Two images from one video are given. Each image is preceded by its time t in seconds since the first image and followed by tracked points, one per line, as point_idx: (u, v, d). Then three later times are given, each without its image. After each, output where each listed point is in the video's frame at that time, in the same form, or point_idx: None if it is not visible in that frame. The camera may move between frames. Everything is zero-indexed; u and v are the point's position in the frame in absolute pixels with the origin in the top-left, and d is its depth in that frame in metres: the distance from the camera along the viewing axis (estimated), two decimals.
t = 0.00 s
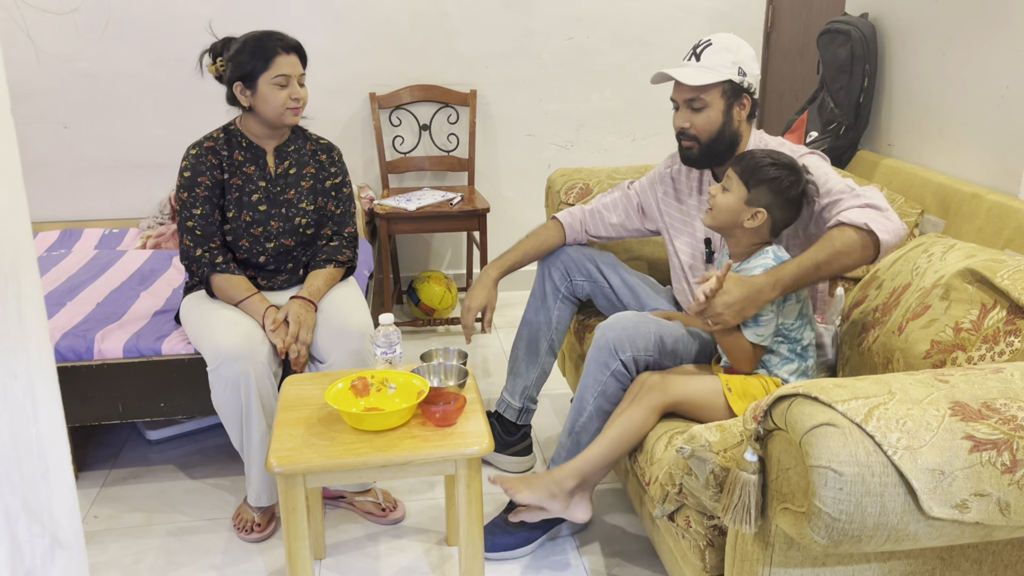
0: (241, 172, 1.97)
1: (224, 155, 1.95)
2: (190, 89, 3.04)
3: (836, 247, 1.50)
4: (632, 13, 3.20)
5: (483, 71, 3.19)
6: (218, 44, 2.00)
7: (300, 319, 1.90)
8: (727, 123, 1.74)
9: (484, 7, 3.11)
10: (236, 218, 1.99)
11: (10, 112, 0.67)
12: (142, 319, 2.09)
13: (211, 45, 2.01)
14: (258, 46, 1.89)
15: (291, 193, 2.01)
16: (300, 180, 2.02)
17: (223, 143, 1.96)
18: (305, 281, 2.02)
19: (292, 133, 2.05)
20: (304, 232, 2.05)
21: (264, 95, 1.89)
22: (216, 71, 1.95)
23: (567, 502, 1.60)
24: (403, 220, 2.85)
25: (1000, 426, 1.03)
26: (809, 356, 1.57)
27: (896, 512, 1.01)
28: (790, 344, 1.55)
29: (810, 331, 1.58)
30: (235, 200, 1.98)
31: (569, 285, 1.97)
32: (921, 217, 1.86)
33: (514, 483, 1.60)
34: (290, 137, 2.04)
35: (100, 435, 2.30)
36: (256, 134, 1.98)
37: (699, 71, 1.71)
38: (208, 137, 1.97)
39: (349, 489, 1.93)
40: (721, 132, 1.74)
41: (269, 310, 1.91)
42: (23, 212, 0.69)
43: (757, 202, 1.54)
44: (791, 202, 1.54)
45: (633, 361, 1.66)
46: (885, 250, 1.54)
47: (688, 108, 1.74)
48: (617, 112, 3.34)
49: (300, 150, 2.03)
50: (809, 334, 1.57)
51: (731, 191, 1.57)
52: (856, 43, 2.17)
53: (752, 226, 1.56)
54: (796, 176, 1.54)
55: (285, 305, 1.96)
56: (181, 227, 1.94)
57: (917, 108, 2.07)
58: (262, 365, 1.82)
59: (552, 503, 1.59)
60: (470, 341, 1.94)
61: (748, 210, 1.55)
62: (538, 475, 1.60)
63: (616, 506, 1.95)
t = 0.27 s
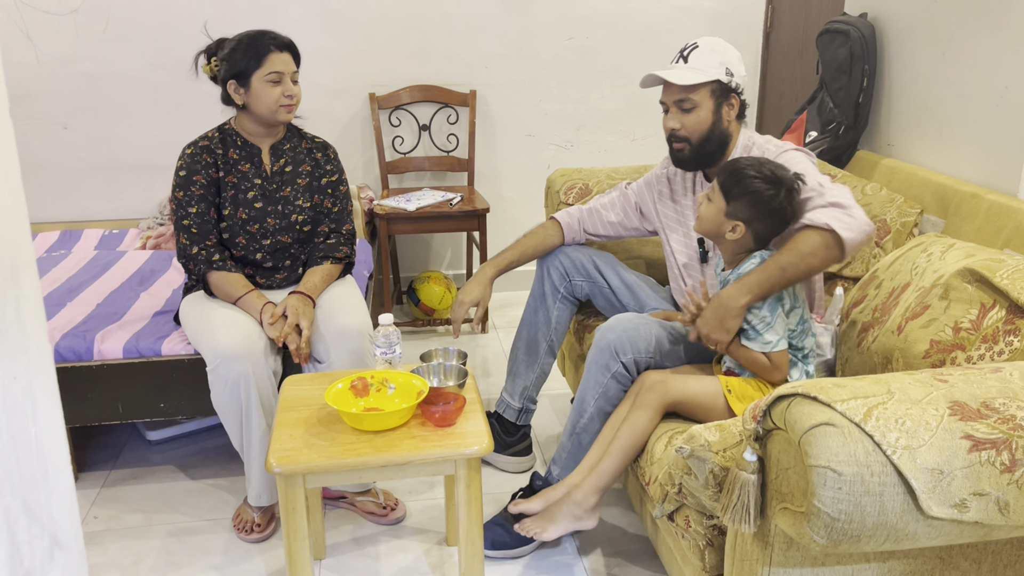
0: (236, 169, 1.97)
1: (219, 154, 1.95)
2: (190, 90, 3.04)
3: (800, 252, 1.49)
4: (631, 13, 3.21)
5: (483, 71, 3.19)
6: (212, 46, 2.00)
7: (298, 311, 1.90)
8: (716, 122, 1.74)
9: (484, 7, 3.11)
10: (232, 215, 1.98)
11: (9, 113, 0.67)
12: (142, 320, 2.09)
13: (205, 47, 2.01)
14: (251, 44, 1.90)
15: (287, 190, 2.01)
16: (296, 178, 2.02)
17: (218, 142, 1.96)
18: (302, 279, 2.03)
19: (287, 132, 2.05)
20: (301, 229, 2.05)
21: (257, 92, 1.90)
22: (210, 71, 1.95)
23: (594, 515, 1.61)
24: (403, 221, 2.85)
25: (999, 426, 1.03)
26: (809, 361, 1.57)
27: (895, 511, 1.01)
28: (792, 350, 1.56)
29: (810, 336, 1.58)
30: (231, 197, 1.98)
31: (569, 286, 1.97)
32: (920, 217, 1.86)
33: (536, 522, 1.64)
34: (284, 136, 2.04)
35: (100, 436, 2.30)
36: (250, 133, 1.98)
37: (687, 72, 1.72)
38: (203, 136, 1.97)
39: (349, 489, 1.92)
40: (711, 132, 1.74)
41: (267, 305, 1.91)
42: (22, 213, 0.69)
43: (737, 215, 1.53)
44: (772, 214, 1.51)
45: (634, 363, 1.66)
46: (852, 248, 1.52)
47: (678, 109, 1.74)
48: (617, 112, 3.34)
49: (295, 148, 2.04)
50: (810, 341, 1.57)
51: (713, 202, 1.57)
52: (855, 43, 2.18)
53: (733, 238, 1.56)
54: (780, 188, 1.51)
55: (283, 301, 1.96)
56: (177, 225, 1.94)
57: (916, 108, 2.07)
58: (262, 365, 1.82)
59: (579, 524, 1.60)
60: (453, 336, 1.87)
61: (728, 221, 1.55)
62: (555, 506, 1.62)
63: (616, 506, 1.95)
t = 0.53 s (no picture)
0: (234, 170, 1.97)
1: (217, 155, 1.95)
2: (189, 91, 3.05)
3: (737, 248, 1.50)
4: (630, 13, 3.21)
5: (482, 72, 3.19)
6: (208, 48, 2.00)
7: (295, 311, 1.90)
8: (701, 128, 1.74)
9: (483, 8, 3.11)
10: (230, 216, 1.98)
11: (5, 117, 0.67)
12: (141, 321, 2.09)
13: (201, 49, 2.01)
14: (246, 45, 1.90)
15: (285, 190, 2.01)
16: (294, 178, 2.02)
17: (216, 143, 1.96)
18: (301, 278, 2.03)
19: (284, 132, 2.05)
20: (300, 228, 2.06)
21: (253, 94, 1.90)
22: (206, 73, 1.95)
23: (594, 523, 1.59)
24: (402, 222, 2.85)
25: (997, 426, 1.03)
26: (804, 367, 1.55)
27: (892, 512, 1.01)
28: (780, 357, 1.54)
29: (802, 340, 1.55)
30: (229, 198, 1.98)
31: (568, 286, 1.97)
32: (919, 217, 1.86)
33: (535, 525, 1.63)
34: (282, 136, 2.04)
35: (99, 437, 2.30)
36: (249, 134, 1.98)
37: (671, 78, 1.70)
38: (201, 138, 1.97)
39: (349, 490, 1.92)
40: (697, 138, 1.74)
41: (264, 305, 1.91)
42: (18, 216, 0.69)
43: (705, 220, 1.53)
44: (739, 214, 1.53)
45: (632, 362, 1.66)
46: (789, 250, 1.51)
47: (662, 116, 1.73)
48: (616, 112, 3.34)
49: (293, 149, 2.04)
50: (800, 345, 1.55)
51: (682, 210, 1.56)
52: (854, 43, 2.17)
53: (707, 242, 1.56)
54: (744, 187, 1.53)
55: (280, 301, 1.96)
56: (176, 227, 1.94)
57: (914, 108, 2.07)
58: (261, 366, 1.82)
59: (578, 531, 1.59)
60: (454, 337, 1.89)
61: (699, 228, 1.55)
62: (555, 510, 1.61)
63: (615, 507, 1.95)
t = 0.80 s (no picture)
0: (232, 173, 1.97)
1: (215, 157, 1.95)
2: (189, 92, 3.05)
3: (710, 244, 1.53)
4: (629, 14, 3.21)
5: (481, 73, 3.19)
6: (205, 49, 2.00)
7: (295, 315, 1.90)
8: (688, 133, 1.74)
9: (482, 9, 3.11)
10: (229, 218, 1.99)
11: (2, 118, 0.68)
12: (141, 322, 2.09)
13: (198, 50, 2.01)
14: (243, 47, 1.90)
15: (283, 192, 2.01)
16: (292, 180, 2.02)
17: (214, 146, 1.96)
18: (301, 280, 2.03)
19: (283, 134, 2.05)
20: (298, 230, 2.06)
21: (251, 96, 1.90)
22: (203, 75, 1.95)
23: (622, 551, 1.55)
24: (401, 222, 2.85)
25: (995, 426, 1.03)
26: (782, 368, 1.56)
27: (891, 512, 1.01)
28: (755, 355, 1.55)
29: (779, 341, 1.56)
30: (227, 201, 1.98)
31: (567, 286, 1.97)
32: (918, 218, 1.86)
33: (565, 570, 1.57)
34: (281, 138, 2.04)
35: (99, 438, 2.30)
36: (248, 136, 1.98)
37: (659, 83, 1.70)
38: (198, 140, 1.97)
39: (349, 491, 1.92)
40: (684, 144, 1.75)
41: (263, 307, 1.90)
42: (14, 217, 0.69)
43: (684, 213, 1.54)
44: (716, 209, 1.54)
45: (625, 363, 1.66)
46: (758, 250, 1.53)
47: (650, 121, 1.73)
48: (615, 113, 3.34)
49: (291, 150, 2.03)
50: (776, 345, 1.55)
51: (662, 201, 1.57)
52: (853, 44, 2.17)
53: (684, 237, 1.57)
54: (726, 182, 1.53)
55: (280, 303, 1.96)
56: (174, 229, 1.94)
57: (913, 108, 2.07)
58: (260, 367, 1.82)
59: (609, 563, 1.55)
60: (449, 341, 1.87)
61: (678, 221, 1.56)
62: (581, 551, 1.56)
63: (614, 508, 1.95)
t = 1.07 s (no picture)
0: (231, 175, 1.97)
1: (214, 159, 1.95)
2: (188, 93, 3.05)
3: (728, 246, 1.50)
4: (628, 14, 3.21)
5: (481, 73, 3.19)
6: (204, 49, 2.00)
7: (295, 316, 1.90)
8: (674, 134, 1.73)
9: (481, 9, 3.11)
10: (228, 220, 1.99)
11: None
12: (140, 323, 2.09)
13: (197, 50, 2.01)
14: (243, 49, 1.90)
15: (282, 194, 2.01)
16: (291, 181, 2.02)
17: (213, 147, 1.96)
18: (301, 281, 2.03)
19: (282, 135, 2.05)
20: (298, 232, 2.06)
21: (250, 98, 1.90)
22: (202, 76, 1.95)
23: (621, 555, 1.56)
24: (401, 223, 2.85)
25: (994, 426, 1.03)
26: (780, 365, 1.56)
27: (890, 512, 1.01)
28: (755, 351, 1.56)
29: (780, 339, 1.56)
30: (226, 202, 1.98)
31: (565, 286, 1.97)
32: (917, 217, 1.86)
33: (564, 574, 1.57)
34: (280, 139, 2.04)
35: (99, 439, 2.30)
36: (247, 138, 1.98)
37: (652, 80, 1.71)
38: (198, 142, 1.97)
39: (348, 492, 1.92)
40: (670, 145, 1.75)
41: (263, 308, 1.91)
42: (12, 218, 0.69)
43: (700, 208, 1.52)
44: (733, 202, 1.52)
45: (626, 362, 1.66)
46: (771, 257, 1.50)
47: (643, 115, 1.75)
48: (614, 113, 3.34)
49: (290, 152, 2.03)
50: (777, 343, 1.56)
51: (677, 196, 1.54)
52: (852, 43, 2.17)
53: (701, 231, 1.55)
54: (740, 175, 1.51)
55: (280, 304, 1.96)
56: (173, 231, 1.94)
57: (912, 108, 2.07)
58: (260, 368, 1.82)
59: (608, 567, 1.55)
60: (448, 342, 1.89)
61: (694, 215, 1.53)
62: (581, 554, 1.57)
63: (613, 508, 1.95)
